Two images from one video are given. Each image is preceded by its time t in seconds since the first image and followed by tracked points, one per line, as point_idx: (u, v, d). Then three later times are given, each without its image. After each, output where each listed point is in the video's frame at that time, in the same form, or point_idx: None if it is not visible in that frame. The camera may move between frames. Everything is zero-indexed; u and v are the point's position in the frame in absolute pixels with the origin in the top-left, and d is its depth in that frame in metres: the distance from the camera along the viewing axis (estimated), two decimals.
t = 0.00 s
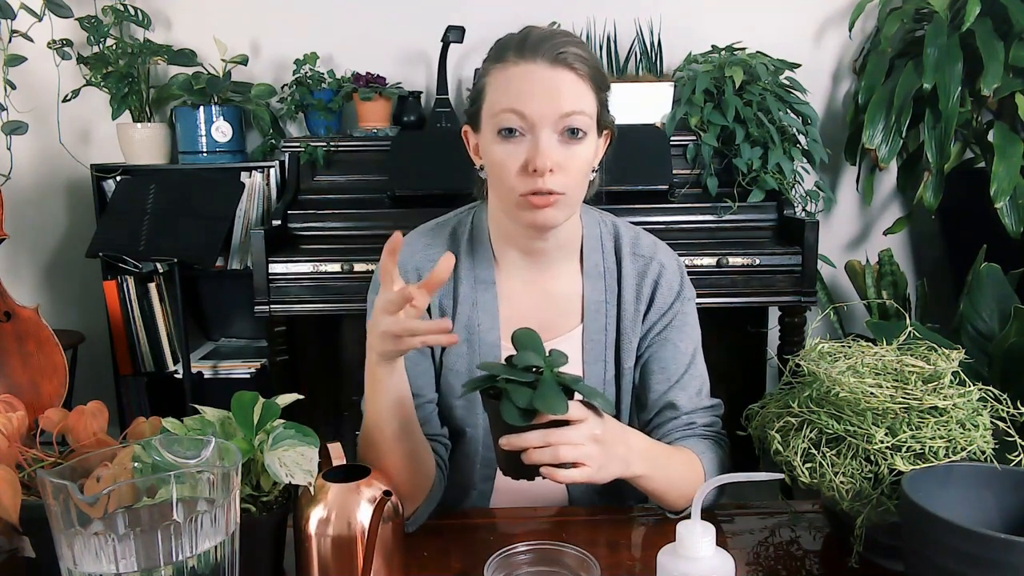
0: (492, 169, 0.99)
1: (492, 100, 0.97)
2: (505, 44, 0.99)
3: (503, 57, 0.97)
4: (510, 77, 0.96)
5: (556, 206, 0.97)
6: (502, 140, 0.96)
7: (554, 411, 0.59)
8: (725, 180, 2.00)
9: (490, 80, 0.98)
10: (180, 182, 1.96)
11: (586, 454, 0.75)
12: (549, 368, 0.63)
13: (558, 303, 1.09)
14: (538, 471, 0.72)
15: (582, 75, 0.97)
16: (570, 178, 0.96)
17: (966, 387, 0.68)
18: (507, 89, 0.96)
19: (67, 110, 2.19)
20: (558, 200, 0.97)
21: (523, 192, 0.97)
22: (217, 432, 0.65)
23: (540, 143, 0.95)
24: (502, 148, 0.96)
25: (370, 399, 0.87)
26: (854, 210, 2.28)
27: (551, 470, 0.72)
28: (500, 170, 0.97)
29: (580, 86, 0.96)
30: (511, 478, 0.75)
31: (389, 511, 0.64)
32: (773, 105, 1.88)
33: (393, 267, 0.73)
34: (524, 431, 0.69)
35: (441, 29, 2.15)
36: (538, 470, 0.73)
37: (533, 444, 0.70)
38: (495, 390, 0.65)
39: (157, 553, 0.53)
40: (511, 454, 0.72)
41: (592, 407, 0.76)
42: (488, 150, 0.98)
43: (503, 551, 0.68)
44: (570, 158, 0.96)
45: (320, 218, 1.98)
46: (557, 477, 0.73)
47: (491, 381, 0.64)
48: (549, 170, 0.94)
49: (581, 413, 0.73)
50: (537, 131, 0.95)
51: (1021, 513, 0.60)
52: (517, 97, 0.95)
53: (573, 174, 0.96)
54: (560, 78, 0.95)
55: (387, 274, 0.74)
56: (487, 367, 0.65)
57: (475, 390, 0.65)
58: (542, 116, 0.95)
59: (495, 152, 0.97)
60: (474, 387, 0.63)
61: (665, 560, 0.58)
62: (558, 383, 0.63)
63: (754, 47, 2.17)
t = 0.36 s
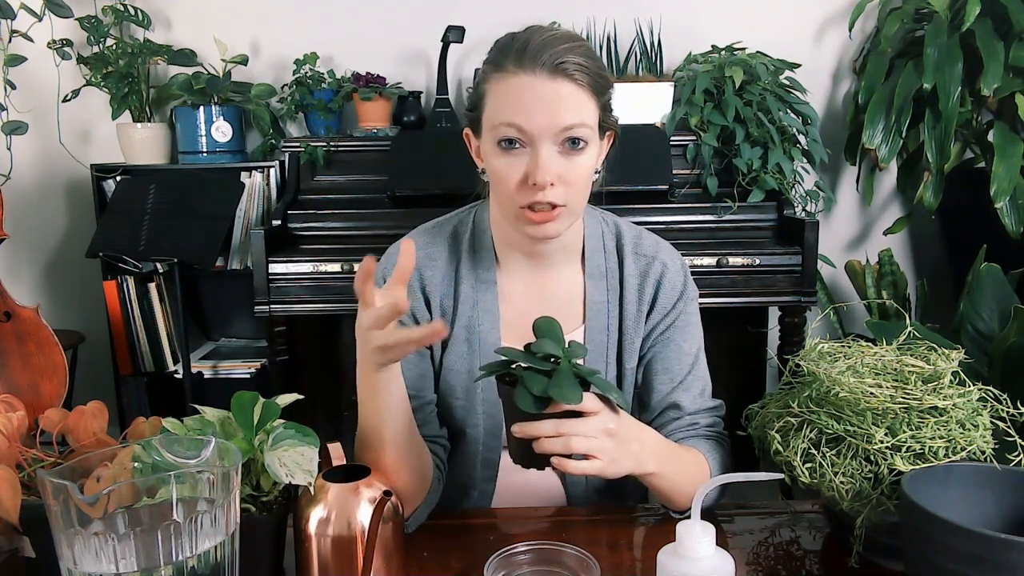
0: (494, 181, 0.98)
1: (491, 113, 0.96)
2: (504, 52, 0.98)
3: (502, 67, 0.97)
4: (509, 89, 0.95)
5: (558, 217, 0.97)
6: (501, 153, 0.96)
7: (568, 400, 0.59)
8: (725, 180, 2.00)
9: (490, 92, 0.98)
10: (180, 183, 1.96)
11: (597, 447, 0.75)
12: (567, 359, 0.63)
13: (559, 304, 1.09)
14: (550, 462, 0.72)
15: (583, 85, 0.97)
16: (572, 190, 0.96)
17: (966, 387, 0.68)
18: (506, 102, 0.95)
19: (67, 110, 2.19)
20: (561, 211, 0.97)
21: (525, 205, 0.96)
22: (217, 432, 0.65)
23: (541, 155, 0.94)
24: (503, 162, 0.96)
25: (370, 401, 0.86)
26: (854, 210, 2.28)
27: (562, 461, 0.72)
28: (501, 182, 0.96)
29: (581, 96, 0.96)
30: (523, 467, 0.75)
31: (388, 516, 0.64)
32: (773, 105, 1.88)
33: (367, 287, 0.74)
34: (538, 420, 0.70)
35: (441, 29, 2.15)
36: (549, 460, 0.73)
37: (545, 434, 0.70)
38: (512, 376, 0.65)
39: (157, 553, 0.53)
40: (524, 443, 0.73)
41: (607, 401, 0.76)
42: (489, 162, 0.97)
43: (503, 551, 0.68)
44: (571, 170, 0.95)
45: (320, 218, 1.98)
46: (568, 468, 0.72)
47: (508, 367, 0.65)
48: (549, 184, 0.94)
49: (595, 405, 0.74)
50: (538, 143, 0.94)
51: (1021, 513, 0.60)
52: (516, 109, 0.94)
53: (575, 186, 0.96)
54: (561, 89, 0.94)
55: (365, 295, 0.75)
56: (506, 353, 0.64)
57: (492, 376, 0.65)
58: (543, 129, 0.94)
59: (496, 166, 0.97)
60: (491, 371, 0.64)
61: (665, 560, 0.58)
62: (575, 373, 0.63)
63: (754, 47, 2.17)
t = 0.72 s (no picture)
0: (490, 185, 0.99)
1: (488, 118, 0.96)
2: (502, 55, 0.98)
3: (499, 70, 0.97)
4: (506, 94, 0.95)
5: (554, 223, 0.98)
6: (498, 158, 0.96)
7: (566, 405, 0.59)
8: (725, 180, 2.00)
9: (487, 96, 0.98)
10: (180, 183, 1.96)
11: (597, 451, 0.75)
12: (565, 363, 0.63)
13: (557, 304, 1.10)
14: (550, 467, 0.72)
15: (580, 90, 0.96)
16: (567, 196, 0.96)
17: (966, 387, 0.68)
18: (502, 106, 0.95)
19: (67, 110, 2.19)
20: (557, 217, 0.98)
21: (520, 210, 0.97)
22: (217, 432, 0.65)
23: (537, 162, 0.94)
24: (499, 166, 0.96)
25: (377, 401, 0.87)
26: (854, 209, 2.28)
27: (562, 466, 0.72)
28: (497, 187, 0.97)
29: (577, 102, 0.95)
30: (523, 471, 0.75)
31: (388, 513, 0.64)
32: (773, 105, 1.88)
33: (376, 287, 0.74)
34: (537, 424, 0.69)
35: (440, 29, 2.15)
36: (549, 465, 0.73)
37: (544, 439, 0.70)
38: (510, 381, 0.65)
39: (157, 553, 0.53)
40: (524, 448, 0.73)
41: (606, 404, 0.76)
42: (486, 167, 0.97)
43: (502, 551, 0.68)
44: (566, 177, 0.95)
45: (320, 218, 1.98)
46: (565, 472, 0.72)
47: (506, 372, 0.65)
48: (544, 189, 0.94)
49: (594, 408, 0.74)
50: (533, 149, 0.94)
51: (1022, 514, 0.60)
52: (512, 114, 0.94)
53: (571, 193, 0.96)
54: (557, 95, 0.94)
55: (376, 294, 0.74)
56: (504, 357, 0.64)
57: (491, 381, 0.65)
58: (539, 136, 0.93)
59: (492, 171, 0.97)
60: (489, 375, 0.64)
61: (664, 561, 0.58)
62: (573, 378, 0.63)
63: (755, 47, 2.17)
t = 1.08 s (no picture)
0: (493, 176, 0.98)
1: (493, 109, 0.96)
2: (509, 48, 0.98)
3: (506, 62, 0.97)
4: (511, 85, 0.95)
5: (556, 214, 0.97)
6: (502, 149, 0.96)
7: (567, 407, 0.59)
8: (725, 180, 2.00)
9: (492, 89, 0.98)
10: (180, 183, 1.96)
11: (597, 452, 0.75)
12: (566, 364, 0.63)
13: (557, 303, 1.10)
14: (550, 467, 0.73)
15: (586, 82, 0.97)
16: (570, 187, 0.95)
17: (966, 387, 0.68)
18: (507, 98, 0.95)
19: (67, 110, 2.19)
20: (559, 208, 0.97)
21: (523, 199, 0.96)
22: (217, 432, 0.65)
23: (541, 151, 0.94)
24: (503, 156, 0.96)
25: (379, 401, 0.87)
26: (854, 209, 2.28)
27: (562, 466, 0.73)
28: (500, 177, 0.96)
29: (583, 93, 0.96)
30: (523, 469, 0.76)
31: (388, 514, 0.64)
32: (773, 105, 1.88)
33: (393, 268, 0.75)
34: (538, 425, 0.69)
35: (440, 29, 2.15)
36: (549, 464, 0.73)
37: (545, 439, 0.70)
38: (511, 382, 0.65)
39: (157, 553, 0.53)
40: (524, 448, 0.73)
41: (607, 406, 0.76)
42: (490, 158, 0.97)
43: (503, 551, 0.68)
44: (570, 167, 0.95)
45: (320, 218, 1.98)
46: (567, 472, 0.73)
47: (507, 373, 0.65)
48: (548, 180, 0.93)
49: (595, 410, 0.74)
50: (539, 138, 0.94)
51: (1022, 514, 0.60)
52: (518, 104, 0.94)
53: (574, 183, 0.95)
54: (563, 85, 0.94)
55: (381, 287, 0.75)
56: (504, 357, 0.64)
57: (491, 382, 0.65)
58: (544, 125, 0.94)
59: (495, 162, 0.97)
60: (490, 376, 0.64)
61: (664, 561, 0.58)
62: (574, 379, 0.63)
63: (754, 47, 2.17)
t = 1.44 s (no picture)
0: (493, 176, 0.98)
1: (494, 108, 0.96)
2: (509, 48, 0.99)
3: (506, 62, 0.97)
4: (511, 85, 0.95)
5: (556, 213, 0.96)
6: (502, 148, 0.95)
7: (565, 406, 0.59)
8: (725, 180, 2.00)
9: (492, 89, 0.98)
10: (180, 183, 1.96)
11: (596, 452, 0.75)
12: (564, 362, 0.63)
13: (557, 303, 1.09)
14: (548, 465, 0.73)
15: (586, 81, 0.97)
16: (571, 186, 0.95)
17: (966, 387, 0.68)
18: (508, 97, 0.95)
19: (66, 110, 2.19)
20: (560, 207, 0.96)
21: (523, 198, 0.96)
22: (217, 432, 0.65)
23: (542, 150, 0.94)
24: (503, 155, 0.96)
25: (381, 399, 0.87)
26: (854, 210, 2.28)
27: (560, 465, 0.72)
28: (501, 177, 0.96)
29: (584, 92, 0.96)
30: (522, 468, 0.75)
31: (387, 515, 0.64)
32: (773, 105, 1.88)
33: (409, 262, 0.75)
34: (535, 422, 0.69)
35: (440, 29, 2.15)
36: (547, 463, 0.73)
37: (542, 438, 0.70)
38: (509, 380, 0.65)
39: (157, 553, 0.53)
40: (524, 448, 0.73)
41: (605, 404, 0.76)
42: (490, 157, 0.97)
43: (503, 551, 0.68)
44: (571, 167, 0.95)
45: (320, 218, 1.98)
46: (566, 472, 0.73)
47: (505, 371, 0.65)
48: (549, 178, 0.93)
49: (594, 407, 0.74)
50: (539, 137, 0.94)
51: (1021, 514, 0.60)
52: (518, 103, 0.94)
53: (575, 183, 0.95)
54: (564, 84, 0.94)
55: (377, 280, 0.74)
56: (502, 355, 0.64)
57: (489, 380, 0.65)
58: (545, 124, 0.94)
59: (496, 162, 0.96)
60: (488, 374, 0.64)
61: (664, 561, 0.58)
62: (572, 377, 0.63)
63: (754, 47, 2.17)
